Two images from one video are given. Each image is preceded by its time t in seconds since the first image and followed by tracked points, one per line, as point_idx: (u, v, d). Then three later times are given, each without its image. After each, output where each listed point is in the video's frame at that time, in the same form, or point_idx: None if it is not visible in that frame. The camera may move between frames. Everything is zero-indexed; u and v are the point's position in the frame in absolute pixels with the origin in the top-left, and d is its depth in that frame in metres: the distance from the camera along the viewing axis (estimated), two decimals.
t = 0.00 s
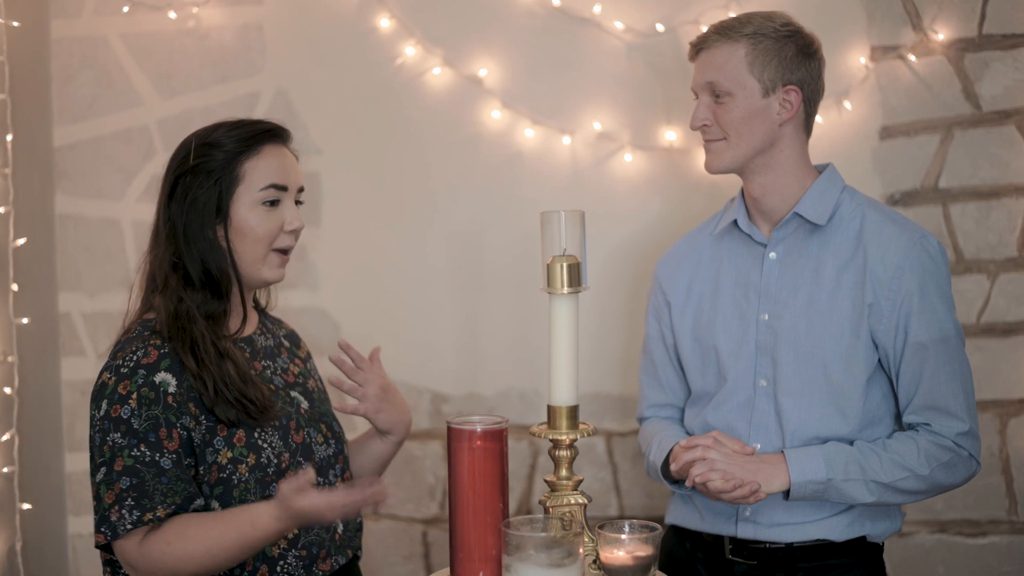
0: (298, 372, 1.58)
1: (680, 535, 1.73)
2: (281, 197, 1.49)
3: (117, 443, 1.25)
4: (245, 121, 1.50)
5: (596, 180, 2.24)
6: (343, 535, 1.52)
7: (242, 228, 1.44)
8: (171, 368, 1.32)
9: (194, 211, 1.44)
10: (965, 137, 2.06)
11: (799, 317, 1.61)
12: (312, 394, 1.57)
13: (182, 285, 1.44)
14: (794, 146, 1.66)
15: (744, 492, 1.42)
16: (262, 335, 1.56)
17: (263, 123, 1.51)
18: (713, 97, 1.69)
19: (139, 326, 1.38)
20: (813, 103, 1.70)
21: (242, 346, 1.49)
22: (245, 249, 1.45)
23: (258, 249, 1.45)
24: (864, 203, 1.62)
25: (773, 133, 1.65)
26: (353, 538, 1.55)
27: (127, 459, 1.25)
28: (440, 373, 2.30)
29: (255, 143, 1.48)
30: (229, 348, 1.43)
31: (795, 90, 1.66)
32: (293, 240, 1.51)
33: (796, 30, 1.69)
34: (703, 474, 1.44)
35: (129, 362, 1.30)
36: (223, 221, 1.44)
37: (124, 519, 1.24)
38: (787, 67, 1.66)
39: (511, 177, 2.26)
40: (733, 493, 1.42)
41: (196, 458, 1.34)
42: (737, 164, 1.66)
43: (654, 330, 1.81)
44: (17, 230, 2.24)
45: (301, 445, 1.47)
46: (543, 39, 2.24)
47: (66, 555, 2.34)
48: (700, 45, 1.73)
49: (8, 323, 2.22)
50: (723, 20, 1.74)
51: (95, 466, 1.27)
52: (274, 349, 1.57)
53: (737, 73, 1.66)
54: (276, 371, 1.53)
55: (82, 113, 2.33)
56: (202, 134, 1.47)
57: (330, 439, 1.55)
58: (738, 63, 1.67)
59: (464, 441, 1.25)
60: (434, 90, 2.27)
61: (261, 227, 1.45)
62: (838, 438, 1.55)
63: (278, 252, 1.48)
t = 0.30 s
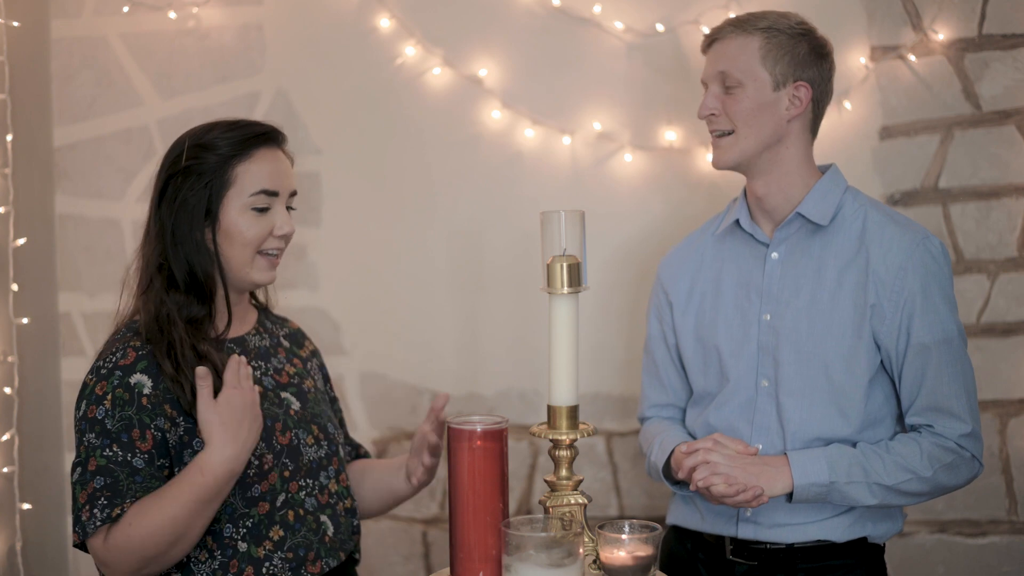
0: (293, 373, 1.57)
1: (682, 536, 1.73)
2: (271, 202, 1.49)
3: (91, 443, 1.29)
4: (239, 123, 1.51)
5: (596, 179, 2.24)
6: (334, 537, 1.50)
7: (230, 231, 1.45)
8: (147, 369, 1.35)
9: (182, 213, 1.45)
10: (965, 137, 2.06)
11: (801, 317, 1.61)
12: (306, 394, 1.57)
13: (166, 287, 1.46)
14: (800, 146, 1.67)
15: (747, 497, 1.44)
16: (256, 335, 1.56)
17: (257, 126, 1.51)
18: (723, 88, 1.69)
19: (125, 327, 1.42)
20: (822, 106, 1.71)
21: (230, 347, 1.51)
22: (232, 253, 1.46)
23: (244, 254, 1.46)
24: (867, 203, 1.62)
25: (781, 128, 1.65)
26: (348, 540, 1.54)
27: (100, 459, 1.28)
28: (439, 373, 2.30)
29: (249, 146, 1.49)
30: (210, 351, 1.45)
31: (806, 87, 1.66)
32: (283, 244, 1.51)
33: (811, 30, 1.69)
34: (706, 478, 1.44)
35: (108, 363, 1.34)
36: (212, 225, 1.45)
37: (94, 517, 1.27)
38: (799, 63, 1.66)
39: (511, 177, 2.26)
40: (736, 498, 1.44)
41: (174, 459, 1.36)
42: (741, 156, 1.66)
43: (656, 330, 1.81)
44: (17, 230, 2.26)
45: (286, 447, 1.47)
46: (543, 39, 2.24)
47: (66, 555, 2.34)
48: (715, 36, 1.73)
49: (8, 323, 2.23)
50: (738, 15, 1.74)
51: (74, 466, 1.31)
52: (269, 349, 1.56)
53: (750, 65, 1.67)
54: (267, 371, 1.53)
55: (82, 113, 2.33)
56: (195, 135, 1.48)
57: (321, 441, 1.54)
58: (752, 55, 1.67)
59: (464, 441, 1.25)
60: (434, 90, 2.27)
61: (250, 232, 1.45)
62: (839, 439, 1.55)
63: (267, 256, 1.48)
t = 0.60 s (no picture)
0: (295, 375, 1.57)
1: (684, 535, 1.73)
2: (268, 197, 1.49)
3: (79, 443, 1.30)
4: (235, 120, 1.51)
5: (596, 179, 2.24)
6: (329, 541, 1.49)
7: (228, 228, 1.45)
8: (138, 371, 1.35)
9: (180, 210, 1.46)
10: (965, 137, 2.06)
11: (805, 317, 1.61)
12: (306, 397, 1.56)
13: (163, 287, 1.48)
14: (805, 147, 1.67)
15: (752, 495, 1.44)
16: (258, 336, 1.56)
17: (252, 122, 1.52)
18: (729, 88, 1.69)
19: (123, 327, 1.44)
20: (827, 107, 1.71)
21: (228, 348, 1.51)
22: (230, 251, 1.46)
23: (243, 252, 1.46)
24: (873, 204, 1.62)
25: (787, 129, 1.65)
26: (344, 544, 1.53)
27: (88, 459, 1.29)
28: (439, 373, 2.30)
29: (242, 142, 1.49)
30: (204, 353, 1.45)
31: (814, 89, 1.67)
32: (283, 241, 1.51)
33: (819, 32, 1.70)
34: (710, 475, 1.45)
35: (101, 364, 1.35)
36: (208, 221, 1.46)
37: (78, 516, 1.27)
38: (807, 65, 1.67)
39: (511, 177, 2.26)
40: (741, 496, 1.44)
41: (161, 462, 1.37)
42: (746, 158, 1.66)
43: (660, 329, 1.81)
44: (17, 230, 2.26)
45: (280, 451, 1.48)
46: (543, 39, 2.24)
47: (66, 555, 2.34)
48: (723, 36, 1.73)
49: (8, 323, 2.24)
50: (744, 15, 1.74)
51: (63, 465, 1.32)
52: (270, 350, 1.56)
53: (757, 65, 1.67)
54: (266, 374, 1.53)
55: (82, 113, 2.33)
56: (191, 135, 1.50)
57: (319, 445, 1.53)
58: (760, 56, 1.67)
59: (463, 441, 1.25)
60: (434, 90, 2.27)
61: (248, 228, 1.46)
62: (843, 440, 1.55)
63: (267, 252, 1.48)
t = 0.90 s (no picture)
0: (295, 377, 1.56)
1: (689, 535, 1.73)
2: (264, 199, 1.48)
3: (78, 449, 1.31)
4: (234, 120, 1.51)
5: (596, 179, 2.24)
6: (330, 541, 1.50)
7: (222, 229, 1.45)
8: (133, 374, 1.36)
9: (175, 211, 1.47)
10: (965, 137, 2.06)
11: (811, 315, 1.61)
12: (307, 399, 1.55)
13: (158, 287, 1.48)
14: (816, 147, 1.67)
15: (760, 494, 1.46)
16: (259, 338, 1.56)
17: (251, 122, 1.52)
18: (747, 87, 1.67)
19: (120, 330, 1.45)
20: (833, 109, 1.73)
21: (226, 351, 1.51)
22: (225, 252, 1.46)
23: (238, 252, 1.46)
24: (878, 202, 1.63)
25: (805, 129, 1.65)
26: (346, 544, 1.53)
27: (87, 464, 1.30)
28: (439, 373, 2.30)
29: (241, 142, 1.49)
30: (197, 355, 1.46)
31: (829, 90, 1.68)
32: (279, 242, 1.50)
33: (829, 34, 1.71)
34: (718, 476, 1.47)
35: (97, 368, 1.36)
36: (202, 222, 1.47)
37: (78, 521, 1.29)
38: (822, 66, 1.68)
39: (511, 177, 2.26)
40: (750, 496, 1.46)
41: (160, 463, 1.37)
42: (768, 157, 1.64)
43: (663, 327, 1.81)
44: (17, 230, 2.26)
45: (278, 454, 1.47)
46: (543, 39, 2.24)
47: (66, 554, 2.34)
48: (735, 36, 1.70)
49: (8, 323, 2.23)
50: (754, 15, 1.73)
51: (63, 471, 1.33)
52: (270, 352, 1.56)
53: (776, 64, 1.66)
54: (265, 376, 1.53)
55: (82, 113, 2.33)
56: (189, 134, 1.50)
57: (318, 447, 1.53)
58: (779, 55, 1.66)
59: (463, 441, 1.25)
60: (434, 90, 2.27)
61: (242, 229, 1.45)
62: (850, 437, 1.56)
63: (261, 254, 1.48)
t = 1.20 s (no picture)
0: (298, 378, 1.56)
1: (696, 535, 1.72)
2: (264, 198, 1.49)
3: (85, 449, 1.30)
4: (233, 119, 1.51)
5: (597, 179, 2.24)
6: (337, 543, 1.50)
7: (223, 230, 1.46)
8: (140, 372, 1.36)
9: (176, 213, 1.47)
10: (965, 137, 2.06)
11: (816, 317, 1.62)
12: (310, 400, 1.56)
13: (162, 289, 1.48)
14: (825, 146, 1.68)
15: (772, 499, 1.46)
16: (262, 339, 1.56)
17: (251, 121, 1.51)
18: (766, 85, 1.66)
19: (124, 330, 1.44)
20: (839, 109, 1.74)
21: (230, 351, 1.51)
22: (226, 252, 1.46)
23: (238, 252, 1.46)
24: (882, 203, 1.63)
25: (820, 128, 1.66)
26: (351, 545, 1.54)
27: (93, 465, 1.29)
28: (439, 373, 2.30)
29: (240, 142, 1.49)
30: (203, 355, 1.46)
31: (843, 91, 1.69)
32: (281, 241, 1.50)
33: (842, 35, 1.71)
34: (729, 479, 1.47)
35: (102, 367, 1.35)
36: (203, 224, 1.47)
37: (87, 523, 1.28)
38: (837, 67, 1.69)
39: (511, 177, 2.26)
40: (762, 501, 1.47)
41: (166, 464, 1.37)
42: (785, 158, 1.64)
43: (665, 327, 1.80)
44: (17, 230, 2.24)
45: (285, 454, 1.48)
46: (543, 39, 2.24)
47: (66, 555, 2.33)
48: (754, 31, 1.69)
49: (8, 323, 2.22)
50: (772, 10, 1.71)
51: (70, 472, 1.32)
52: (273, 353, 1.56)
53: (796, 63, 1.65)
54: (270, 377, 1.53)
55: (82, 113, 2.33)
56: (189, 135, 1.50)
57: (324, 448, 1.54)
58: (798, 54, 1.66)
59: (463, 441, 1.25)
60: (434, 90, 2.27)
61: (243, 230, 1.46)
62: (857, 438, 1.56)
63: (263, 254, 1.48)
